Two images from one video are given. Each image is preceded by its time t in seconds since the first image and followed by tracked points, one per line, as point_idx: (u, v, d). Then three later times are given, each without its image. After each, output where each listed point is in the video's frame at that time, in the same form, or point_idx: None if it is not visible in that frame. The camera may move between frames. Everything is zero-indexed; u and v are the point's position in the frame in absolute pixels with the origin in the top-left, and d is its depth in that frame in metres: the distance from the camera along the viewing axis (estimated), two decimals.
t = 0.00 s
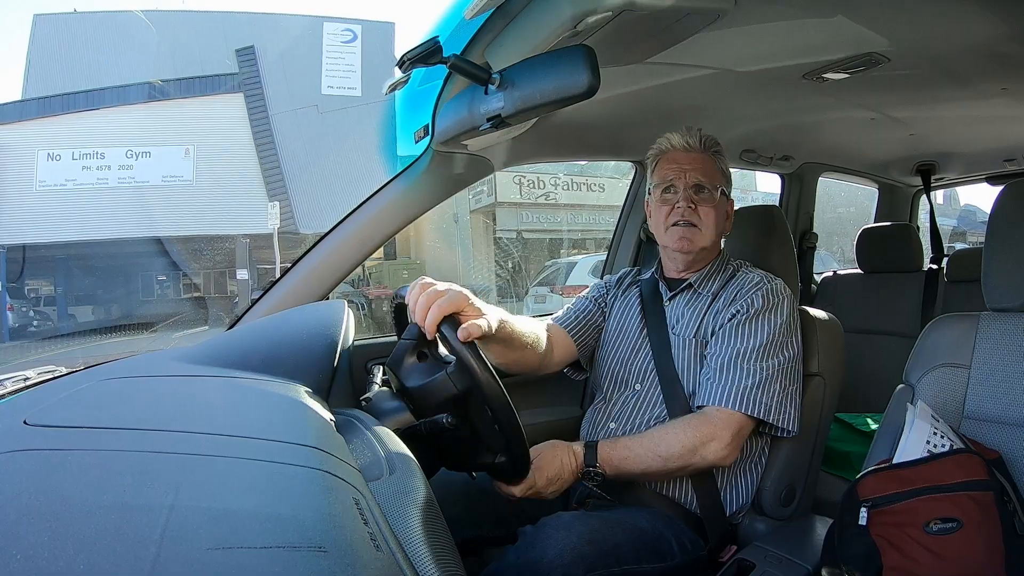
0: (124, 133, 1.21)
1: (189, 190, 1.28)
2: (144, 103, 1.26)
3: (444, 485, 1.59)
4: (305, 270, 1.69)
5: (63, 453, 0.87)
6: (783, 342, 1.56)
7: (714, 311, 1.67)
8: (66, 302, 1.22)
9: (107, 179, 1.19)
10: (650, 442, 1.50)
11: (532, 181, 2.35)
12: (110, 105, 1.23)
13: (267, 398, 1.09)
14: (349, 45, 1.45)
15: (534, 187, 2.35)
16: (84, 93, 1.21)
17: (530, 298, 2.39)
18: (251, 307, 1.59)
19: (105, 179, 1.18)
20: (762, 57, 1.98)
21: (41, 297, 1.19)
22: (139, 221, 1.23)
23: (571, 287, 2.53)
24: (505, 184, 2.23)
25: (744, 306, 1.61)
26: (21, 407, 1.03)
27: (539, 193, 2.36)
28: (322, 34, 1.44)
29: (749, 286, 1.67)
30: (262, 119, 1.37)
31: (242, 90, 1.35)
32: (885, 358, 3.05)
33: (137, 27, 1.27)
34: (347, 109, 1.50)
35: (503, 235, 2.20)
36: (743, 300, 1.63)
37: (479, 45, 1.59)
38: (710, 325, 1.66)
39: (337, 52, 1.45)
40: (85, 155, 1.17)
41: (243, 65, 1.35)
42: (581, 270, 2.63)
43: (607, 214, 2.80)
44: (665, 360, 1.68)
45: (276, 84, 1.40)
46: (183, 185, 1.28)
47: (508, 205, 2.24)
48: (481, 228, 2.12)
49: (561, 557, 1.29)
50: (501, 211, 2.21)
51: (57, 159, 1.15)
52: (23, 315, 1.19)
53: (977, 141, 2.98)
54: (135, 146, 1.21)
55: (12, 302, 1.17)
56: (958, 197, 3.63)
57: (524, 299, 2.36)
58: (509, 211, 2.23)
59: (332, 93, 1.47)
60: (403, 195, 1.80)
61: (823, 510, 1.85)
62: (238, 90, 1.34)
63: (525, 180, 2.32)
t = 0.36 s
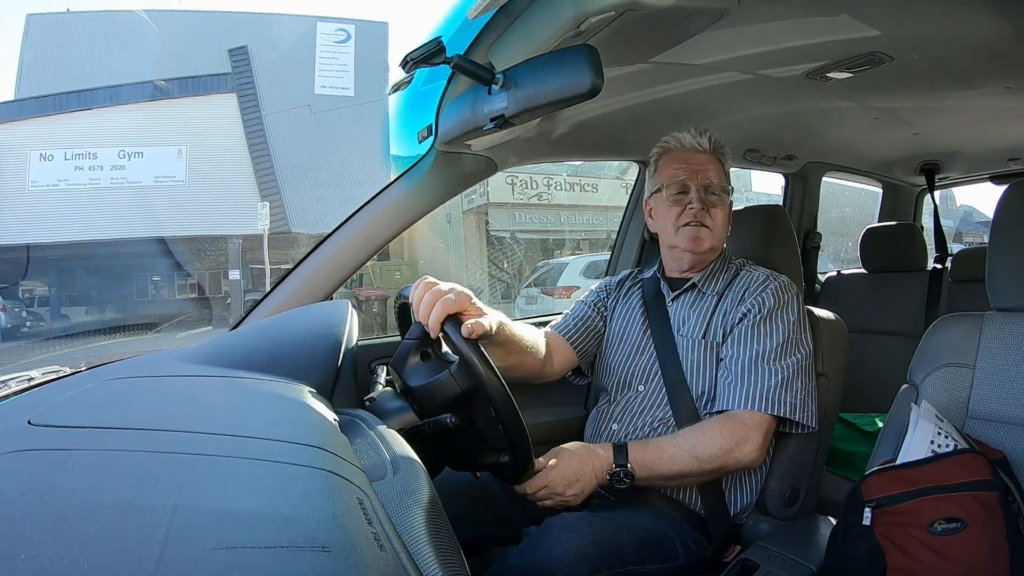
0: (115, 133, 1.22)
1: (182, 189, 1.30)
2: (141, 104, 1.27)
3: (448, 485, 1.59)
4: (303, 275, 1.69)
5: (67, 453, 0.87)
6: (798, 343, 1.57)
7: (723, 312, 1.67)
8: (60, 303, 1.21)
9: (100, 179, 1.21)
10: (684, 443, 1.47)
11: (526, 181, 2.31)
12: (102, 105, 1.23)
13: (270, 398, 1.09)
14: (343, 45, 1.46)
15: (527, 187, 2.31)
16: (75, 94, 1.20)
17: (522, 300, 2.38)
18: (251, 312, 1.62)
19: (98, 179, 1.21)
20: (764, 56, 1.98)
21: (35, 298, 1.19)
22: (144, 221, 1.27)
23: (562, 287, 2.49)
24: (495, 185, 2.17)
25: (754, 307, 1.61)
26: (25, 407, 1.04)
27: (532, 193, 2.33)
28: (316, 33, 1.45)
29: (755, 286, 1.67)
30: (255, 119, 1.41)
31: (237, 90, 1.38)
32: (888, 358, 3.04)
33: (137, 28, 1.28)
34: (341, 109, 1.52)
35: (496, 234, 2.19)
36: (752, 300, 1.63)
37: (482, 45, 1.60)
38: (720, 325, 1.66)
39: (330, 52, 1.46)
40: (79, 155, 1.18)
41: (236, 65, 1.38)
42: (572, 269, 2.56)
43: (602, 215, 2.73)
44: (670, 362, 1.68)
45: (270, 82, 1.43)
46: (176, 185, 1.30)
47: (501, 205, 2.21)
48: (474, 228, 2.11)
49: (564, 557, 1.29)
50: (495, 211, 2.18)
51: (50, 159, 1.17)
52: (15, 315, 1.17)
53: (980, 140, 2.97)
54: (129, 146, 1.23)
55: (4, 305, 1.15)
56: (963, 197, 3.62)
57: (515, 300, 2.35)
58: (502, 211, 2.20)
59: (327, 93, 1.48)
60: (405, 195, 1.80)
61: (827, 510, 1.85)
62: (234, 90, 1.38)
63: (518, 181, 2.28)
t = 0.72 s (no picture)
0: (100, 133, 1.22)
1: (170, 189, 1.29)
2: (130, 103, 1.28)
3: (453, 485, 1.59)
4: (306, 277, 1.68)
5: (73, 453, 0.87)
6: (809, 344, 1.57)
7: (736, 313, 1.66)
8: (49, 302, 1.20)
9: (87, 179, 1.20)
10: (706, 444, 1.47)
11: (514, 182, 2.27)
12: (90, 105, 1.24)
13: (275, 398, 1.09)
14: (332, 44, 1.45)
15: (514, 188, 2.27)
16: (63, 94, 1.22)
17: (506, 300, 2.34)
18: (258, 311, 1.62)
19: (85, 179, 1.20)
20: (768, 56, 1.97)
21: (25, 297, 1.18)
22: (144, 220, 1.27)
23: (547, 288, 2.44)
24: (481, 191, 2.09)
25: (768, 308, 1.61)
26: (30, 407, 1.04)
27: (519, 193, 2.30)
28: (306, 35, 1.43)
29: (767, 287, 1.67)
30: (244, 119, 1.38)
31: (224, 89, 1.37)
32: (893, 358, 3.04)
33: (139, 26, 1.29)
34: (330, 109, 1.48)
35: (483, 235, 2.16)
36: (767, 301, 1.63)
37: (486, 46, 1.61)
38: (733, 326, 1.65)
39: (321, 53, 1.45)
40: (66, 155, 1.19)
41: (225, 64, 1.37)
42: (558, 270, 2.46)
43: (593, 216, 2.63)
44: (681, 362, 1.67)
45: (260, 76, 1.41)
46: (164, 186, 1.28)
47: (491, 206, 2.17)
48: (462, 230, 2.07)
49: (569, 557, 1.29)
50: (483, 212, 2.14)
51: (37, 159, 1.18)
52: (3, 315, 1.16)
53: (986, 140, 2.96)
54: (116, 146, 1.23)
55: None
56: (968, 197, 3.61)
57: (499, 301, 2.32)
58: (490, 211, 2.16)
59: (316, 92, 1.46)
60: (411, 195, 1.81)
61: (833, 511, 1.84)
62: (221, 89, 1.37)
63: (506, 182, 2.24)
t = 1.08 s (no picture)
0: (79, 132, 1.17)
1: (154, 189, 1.25)
2: (116, 102, 1.24)
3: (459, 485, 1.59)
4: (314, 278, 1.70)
5: (80, 453, 0.87)
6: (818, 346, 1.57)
7: (745, 316, 1.66)
8: (34, 305, 1.17)
9: (71, 179, 1.16)
10: (743, 457, 1.44)
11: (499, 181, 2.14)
12: (73, 104, 1.20)
13: (281, 399, 1.09)
14: (318, 44, 1.37)
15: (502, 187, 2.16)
16: (47, 92, 1.18)
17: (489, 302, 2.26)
18: (263, 312, 1.64)
19: (68, 179, 1.16)
20: (775, 56, 1.96)
21: (9, 299, 1.15)
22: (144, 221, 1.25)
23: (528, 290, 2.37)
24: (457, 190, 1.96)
25: (776, 310, 1.61)
26: (38, 406, 1.05)
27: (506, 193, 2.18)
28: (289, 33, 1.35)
29: (775, 289, 1.66)
30: (228, 119, 1.34)
31: (208, 90, 1.32)
32: (899, 358, 3.02)
33: (140, 25, 1.26)
34: (314, 108, 1.41)
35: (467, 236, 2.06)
36: (775, 304, 1.62)
37: (491, 49, 1.62)
38: (743, 329, 1.64)
39: (306, 51, 1.37)
40: (50, 155, 1.14)
41: (209, 64, 1.31)
42: (539, 272, 2.38)
43: (580, 217, 2.48)
44: (690, 365, 1.67)
45: (247, 78, 1.35)
46: (150, 187, 1.24)
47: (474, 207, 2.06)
48: (445, 231, 1.98)
49: (575, 558, 1.29)
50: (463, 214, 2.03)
51: (21, 159, 1.14)
52: None
53: (993, 140, 2.94)
54: (99, 146, 1.18)
55: None
56: (975, 197, 3.60)
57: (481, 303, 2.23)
58: (473, 212, 2.06)
59: (299, 93, 1.39)
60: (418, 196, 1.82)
61: (839, 512, 1.83)
62: (204, 89, 1.31)
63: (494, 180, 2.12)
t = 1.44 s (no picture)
0: (62, 131, 1.11)
1: (135, 189, 1.16)
2: (102, 101, 1.16)
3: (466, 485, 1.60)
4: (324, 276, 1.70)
5: (88, 453, 0.88)
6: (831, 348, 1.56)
7: (758, 318, 1.65)
8: (16, 304, 1.11)
9: (49, 179, 1.09)
10: (760, 465, 1.44)
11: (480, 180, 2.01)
12: (51, 103, 1.12)
13: (290, 399, 1.09)
14: (299, 43, 1.30)
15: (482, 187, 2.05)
16: (23, 92, 1.10)
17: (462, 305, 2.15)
18: (269, 314, 1.61)
19: (46, 179, 1.09)
20: (783, 55, 1.95)
21: None
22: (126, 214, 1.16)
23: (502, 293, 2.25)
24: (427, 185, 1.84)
25: (790, 312, 1.60)
26: (46, 406, 1.05)
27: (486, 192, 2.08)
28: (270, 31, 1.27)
29: (788, 291, 1.65)
30: (208, 120, 1.24)
31: (189, 89, 1.22)
32: (908, 359, 3.01)
33: (134, 24, 1.18)
34: (297, 109, 1.32)
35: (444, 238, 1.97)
36: (789, 306, 1.61)
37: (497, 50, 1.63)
38: (756, 331, 1.64)
39: (286, 51, 1.30)
40: (27, 154, 1.08)
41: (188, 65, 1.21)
42: (515, 272, 2.25)
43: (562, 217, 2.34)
44: (702, 366, 1.66)
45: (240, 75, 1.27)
46: (130, 187, 1.16)
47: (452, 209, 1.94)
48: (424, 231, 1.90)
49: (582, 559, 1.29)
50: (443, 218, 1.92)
51: None
52: None
53: (1003, 140, 2.92)
54: (79, 144, 1.10)
55: None
56: (984, 196, 3.58)
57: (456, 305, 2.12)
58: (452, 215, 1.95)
59: (280, 91, 1.30)
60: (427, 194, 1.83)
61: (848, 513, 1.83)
62: (185, 87, 1.22)
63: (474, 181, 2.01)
